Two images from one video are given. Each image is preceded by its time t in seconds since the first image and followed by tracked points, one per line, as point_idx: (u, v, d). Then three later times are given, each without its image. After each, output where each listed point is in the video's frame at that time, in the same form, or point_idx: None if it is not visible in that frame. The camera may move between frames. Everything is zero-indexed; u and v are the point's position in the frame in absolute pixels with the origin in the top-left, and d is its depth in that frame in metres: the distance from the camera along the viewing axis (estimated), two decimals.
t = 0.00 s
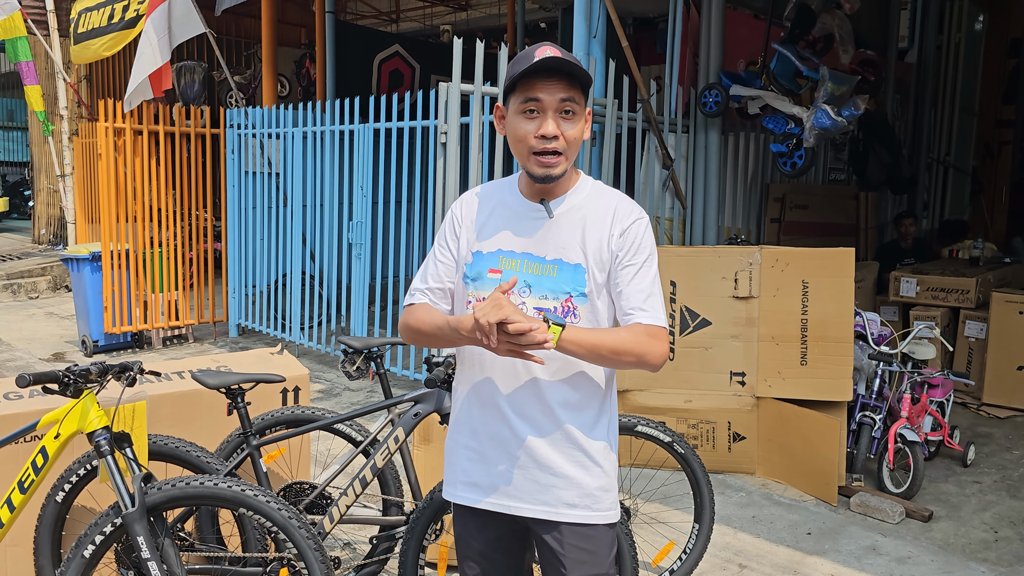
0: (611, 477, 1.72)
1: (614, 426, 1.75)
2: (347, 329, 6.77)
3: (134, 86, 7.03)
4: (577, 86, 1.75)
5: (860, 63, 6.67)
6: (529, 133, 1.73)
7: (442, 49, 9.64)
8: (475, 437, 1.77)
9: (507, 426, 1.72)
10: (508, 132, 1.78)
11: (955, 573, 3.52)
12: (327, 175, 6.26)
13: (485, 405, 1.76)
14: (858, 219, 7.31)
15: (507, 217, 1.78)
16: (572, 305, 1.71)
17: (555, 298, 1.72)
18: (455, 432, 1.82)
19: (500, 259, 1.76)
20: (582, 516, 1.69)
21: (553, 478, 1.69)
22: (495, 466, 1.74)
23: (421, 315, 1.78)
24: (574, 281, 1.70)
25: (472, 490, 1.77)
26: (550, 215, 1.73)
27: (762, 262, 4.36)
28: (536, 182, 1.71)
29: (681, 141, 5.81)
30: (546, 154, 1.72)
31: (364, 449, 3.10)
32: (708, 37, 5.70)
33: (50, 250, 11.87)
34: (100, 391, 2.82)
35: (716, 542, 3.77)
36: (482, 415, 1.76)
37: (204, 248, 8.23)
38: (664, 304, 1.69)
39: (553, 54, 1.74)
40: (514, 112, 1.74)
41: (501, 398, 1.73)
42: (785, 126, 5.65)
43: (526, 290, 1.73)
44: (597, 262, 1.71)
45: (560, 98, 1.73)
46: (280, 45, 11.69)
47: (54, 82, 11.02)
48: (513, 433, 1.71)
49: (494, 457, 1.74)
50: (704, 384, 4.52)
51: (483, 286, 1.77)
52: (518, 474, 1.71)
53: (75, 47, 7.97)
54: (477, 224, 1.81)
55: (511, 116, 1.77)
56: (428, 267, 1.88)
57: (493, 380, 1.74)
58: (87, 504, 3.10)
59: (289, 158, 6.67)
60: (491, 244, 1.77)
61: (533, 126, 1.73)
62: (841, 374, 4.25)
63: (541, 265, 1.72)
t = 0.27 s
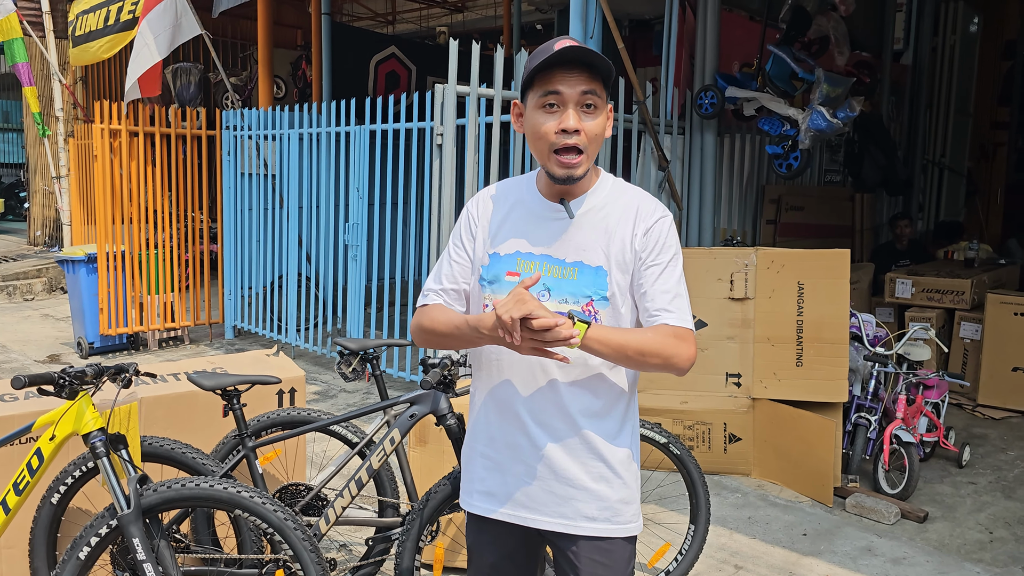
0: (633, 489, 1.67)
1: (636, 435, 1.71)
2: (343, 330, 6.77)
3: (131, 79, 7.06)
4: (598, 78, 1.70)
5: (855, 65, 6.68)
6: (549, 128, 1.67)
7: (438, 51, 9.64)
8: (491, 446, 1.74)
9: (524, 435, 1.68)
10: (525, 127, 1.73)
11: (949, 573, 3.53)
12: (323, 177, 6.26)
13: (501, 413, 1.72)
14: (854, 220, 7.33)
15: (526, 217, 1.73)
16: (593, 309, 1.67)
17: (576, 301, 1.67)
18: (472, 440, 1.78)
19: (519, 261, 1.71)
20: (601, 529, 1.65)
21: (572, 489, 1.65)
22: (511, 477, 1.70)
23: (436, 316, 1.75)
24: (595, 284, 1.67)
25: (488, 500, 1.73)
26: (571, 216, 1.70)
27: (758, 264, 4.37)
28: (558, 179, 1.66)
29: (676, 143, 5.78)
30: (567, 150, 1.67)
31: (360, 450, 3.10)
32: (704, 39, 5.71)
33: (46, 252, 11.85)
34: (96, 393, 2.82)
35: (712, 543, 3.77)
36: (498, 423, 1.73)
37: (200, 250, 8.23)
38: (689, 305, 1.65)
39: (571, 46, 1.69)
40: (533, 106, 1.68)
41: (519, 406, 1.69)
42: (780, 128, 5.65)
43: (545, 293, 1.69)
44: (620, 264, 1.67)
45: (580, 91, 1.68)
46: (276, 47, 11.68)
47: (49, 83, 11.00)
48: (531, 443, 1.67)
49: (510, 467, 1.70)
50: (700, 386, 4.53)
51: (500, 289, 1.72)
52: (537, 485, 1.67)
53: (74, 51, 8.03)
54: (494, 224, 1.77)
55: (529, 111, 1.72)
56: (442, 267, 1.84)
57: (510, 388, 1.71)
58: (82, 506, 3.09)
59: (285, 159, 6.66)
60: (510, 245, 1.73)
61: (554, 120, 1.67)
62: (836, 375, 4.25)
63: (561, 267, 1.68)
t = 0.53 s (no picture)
0: (648, 499, 1.64)
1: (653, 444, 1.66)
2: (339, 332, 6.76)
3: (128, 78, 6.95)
4: (620, 75, 1.67)
5: (851, 67, 6.69)
6: (576, 125, 1.64)
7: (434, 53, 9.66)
8: (505, 456, 1.71)
9: (538, 445, 1.65)
10: (547, 125, 1.68)
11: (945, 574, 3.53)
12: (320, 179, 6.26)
13: (515, 423, 1.69)
14: (849, 222, 7.34)
15: (538, 219, 1.70)
16: (607, 310, 1.61)
17: (589, 303, 1.62)
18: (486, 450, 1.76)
19: (529, 264, 1.68)
20: (614, 540, 1.61)
21: (585, 501, 1.61)
22: (524, 487, 1.68)
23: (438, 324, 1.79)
24: (608, 284, 1.61)
25: (501, 511, 1.71)
26: (580, 215, 1.66)
27: (754, 265, 4.37)
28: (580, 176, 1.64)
29: (672, 145, 5.68)
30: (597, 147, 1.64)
31: (356, 453, 3.07)
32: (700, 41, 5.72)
33: (42, 254, 11.85)
34: (91, 395, 2.82)
35: (708, 545, 3.77)
36: (513, 432, 1.70)
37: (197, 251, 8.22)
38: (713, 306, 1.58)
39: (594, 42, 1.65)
40: (559, 104, 1.64)
41: (533, 416, 1.66)
42: (776, 130, 5.66)
43: (557, 295, 1.65)
44: (633, 262, 1.61)
45: (607, 89, 1.64)
46: (272, 49, 11.69)
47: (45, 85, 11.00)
48: (545, 453, 1.64)
49: (523, 477, 1.68)
50: (697, 387, 4.54)
51: (512, 292, 1.69)
52: (549, 496, 1.64)
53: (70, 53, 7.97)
54: (504, 227, 1.75)
55: (550, 108, 1.67)
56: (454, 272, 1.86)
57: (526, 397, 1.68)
58: (77, 508, 3.08)
59: (281, 161, 6.67)
60: (520, 247, 1.70)
61: (581, 119, 1.64)
62: (832, 376, 4.26)
63: (573, 267, 1.64)
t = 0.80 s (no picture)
0: (656, 511, 1.59)
1: (665, 456, 1.61)
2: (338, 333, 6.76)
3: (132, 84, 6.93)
4: (606, 78, 1.63)
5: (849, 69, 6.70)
6: (564, 138, 1.62)
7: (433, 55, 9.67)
8: (518, 460, 1.72)
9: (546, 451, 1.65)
10: (539, 137, 1.67)
11: None
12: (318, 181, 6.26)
13: (526, 427, 1.70)
14: (848, 224, 7.35)
15: (548, 224, 1.71)
16: (609, 314, 1.57)
17: (592, 307, 1.59)
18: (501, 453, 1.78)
19: (538, 268, 1.69)
20: (618, 551, 1.58)
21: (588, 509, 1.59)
22: (532, 492, 1.67)
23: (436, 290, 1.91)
24: (611, 287, 1.58)
25: (512, 514, 1.72)
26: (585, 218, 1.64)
27: (752, 267, 4.38)
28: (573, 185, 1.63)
29: (670, 147, 5.75)
30: (587, 157, 1.61)
31: (354, 455, 3.06)
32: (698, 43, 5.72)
33: (41, 256, 11.85)
34: (88, 398, 2.82)
35: (706, 547, 3.77)
36: (524, 438, 1.70)
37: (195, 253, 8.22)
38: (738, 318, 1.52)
39: (574, 48, 1.61)
40: (544, 120, 1.63)
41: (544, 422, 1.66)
42: (774, 132, 5.67)
43: (563, 298, 1.63)
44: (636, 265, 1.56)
45: (591, 97, 1.60)
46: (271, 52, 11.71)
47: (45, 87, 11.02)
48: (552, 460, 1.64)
49: (532, 483, 1.68)
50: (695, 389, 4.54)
51: (522, 296, 1.71)
52: (555, 503, 1.63)
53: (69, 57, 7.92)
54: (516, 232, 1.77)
55: (540, 121, 1.66)
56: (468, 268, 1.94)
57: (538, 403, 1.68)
58: (75, 511, 3.07)
59: (280, 163, 6.67)
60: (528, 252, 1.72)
61: (568, 130, 1.61)
62: (830, 378, 4.27)
63: (578, 271, 1.62)
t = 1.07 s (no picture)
0: (664, 522, 1.58)
1: (676, 467, 1.59)
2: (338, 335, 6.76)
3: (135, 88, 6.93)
4: (628, 77, 1.60)
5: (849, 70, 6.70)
6: (579, 138, 1.62)
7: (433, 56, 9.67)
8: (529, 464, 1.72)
9: (557, 458, 1.65)
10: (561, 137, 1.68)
11: None
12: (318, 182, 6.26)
13: (539, 432, 1.69)
14: (847, 225, 7.35)
15: (571, 228, 1.71)
16: (627, 324, 1.58)
17: (612, 315, 1.60)
18: (513, 455, 1.77)
19: (557, 272, 1.70)
20: (624, 561, 1.58)
21: (596, 517, 1.59)
22: (542, 497, 1.68)
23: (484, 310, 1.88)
24: (629, 297, 1.58)
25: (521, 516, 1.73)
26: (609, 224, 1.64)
27: (751, 269, 4.38)
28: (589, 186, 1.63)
29: (671, 148, 5.78)
30: (599, 157, 1.61)
31: (354, 456, 3.07)
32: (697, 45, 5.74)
33: (41, 257, 11.86)
34: (89, 400, 2.82)
35: (706, 548, 3.78)
36: (536, 442, 1.70)
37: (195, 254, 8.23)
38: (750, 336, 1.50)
39: (602, 44, 1.58)
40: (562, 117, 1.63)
41: (556, 427, 1.66)
42: (774, 133, 5.69)
43: (581, 305, 1.65)
44: (655, 276, 1.56)
45: (607, 96, 1.59)
46: (271, 52, 11.74)
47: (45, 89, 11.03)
48: (563, 466, 1.63)
49: (542, 488, 1.68)
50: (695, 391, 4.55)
51: (540, 300, 1.73)
52: (563, 509, 1.63)
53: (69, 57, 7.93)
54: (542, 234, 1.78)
55: (563, 121, 1.67)
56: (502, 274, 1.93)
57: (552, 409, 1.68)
58: (75, 512, 3.07)
59: (280, 165, 6.68)
60: (550, 254, 1.73)
61: (583, 129, 1.62)
62: (830, 379, 4.28)
63: (597, 278, 1.63)
